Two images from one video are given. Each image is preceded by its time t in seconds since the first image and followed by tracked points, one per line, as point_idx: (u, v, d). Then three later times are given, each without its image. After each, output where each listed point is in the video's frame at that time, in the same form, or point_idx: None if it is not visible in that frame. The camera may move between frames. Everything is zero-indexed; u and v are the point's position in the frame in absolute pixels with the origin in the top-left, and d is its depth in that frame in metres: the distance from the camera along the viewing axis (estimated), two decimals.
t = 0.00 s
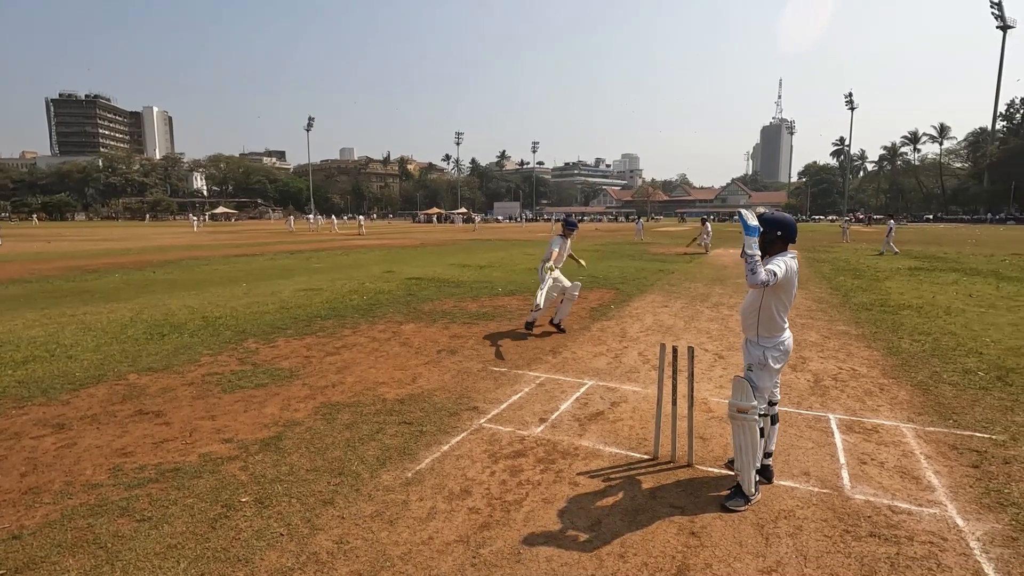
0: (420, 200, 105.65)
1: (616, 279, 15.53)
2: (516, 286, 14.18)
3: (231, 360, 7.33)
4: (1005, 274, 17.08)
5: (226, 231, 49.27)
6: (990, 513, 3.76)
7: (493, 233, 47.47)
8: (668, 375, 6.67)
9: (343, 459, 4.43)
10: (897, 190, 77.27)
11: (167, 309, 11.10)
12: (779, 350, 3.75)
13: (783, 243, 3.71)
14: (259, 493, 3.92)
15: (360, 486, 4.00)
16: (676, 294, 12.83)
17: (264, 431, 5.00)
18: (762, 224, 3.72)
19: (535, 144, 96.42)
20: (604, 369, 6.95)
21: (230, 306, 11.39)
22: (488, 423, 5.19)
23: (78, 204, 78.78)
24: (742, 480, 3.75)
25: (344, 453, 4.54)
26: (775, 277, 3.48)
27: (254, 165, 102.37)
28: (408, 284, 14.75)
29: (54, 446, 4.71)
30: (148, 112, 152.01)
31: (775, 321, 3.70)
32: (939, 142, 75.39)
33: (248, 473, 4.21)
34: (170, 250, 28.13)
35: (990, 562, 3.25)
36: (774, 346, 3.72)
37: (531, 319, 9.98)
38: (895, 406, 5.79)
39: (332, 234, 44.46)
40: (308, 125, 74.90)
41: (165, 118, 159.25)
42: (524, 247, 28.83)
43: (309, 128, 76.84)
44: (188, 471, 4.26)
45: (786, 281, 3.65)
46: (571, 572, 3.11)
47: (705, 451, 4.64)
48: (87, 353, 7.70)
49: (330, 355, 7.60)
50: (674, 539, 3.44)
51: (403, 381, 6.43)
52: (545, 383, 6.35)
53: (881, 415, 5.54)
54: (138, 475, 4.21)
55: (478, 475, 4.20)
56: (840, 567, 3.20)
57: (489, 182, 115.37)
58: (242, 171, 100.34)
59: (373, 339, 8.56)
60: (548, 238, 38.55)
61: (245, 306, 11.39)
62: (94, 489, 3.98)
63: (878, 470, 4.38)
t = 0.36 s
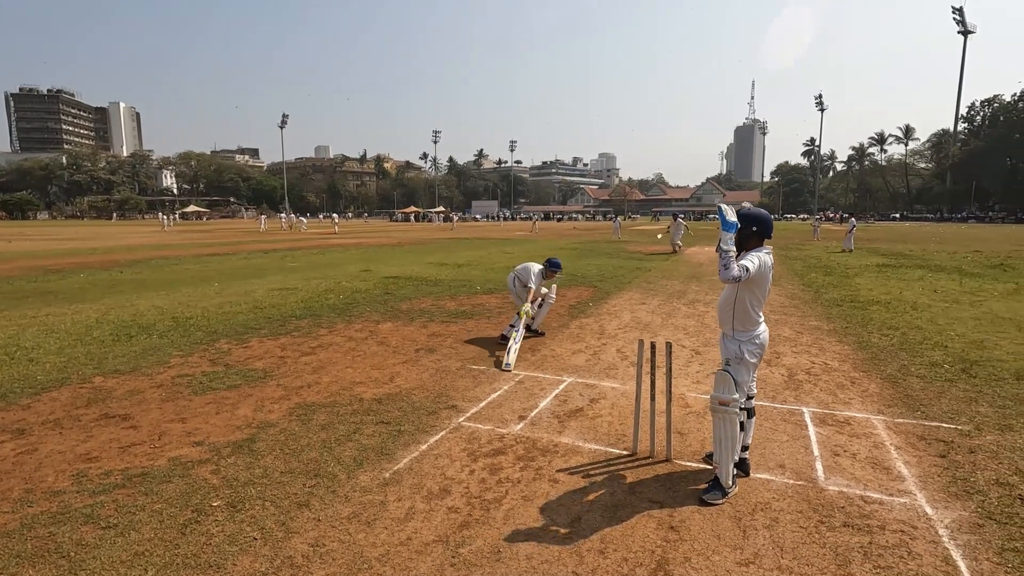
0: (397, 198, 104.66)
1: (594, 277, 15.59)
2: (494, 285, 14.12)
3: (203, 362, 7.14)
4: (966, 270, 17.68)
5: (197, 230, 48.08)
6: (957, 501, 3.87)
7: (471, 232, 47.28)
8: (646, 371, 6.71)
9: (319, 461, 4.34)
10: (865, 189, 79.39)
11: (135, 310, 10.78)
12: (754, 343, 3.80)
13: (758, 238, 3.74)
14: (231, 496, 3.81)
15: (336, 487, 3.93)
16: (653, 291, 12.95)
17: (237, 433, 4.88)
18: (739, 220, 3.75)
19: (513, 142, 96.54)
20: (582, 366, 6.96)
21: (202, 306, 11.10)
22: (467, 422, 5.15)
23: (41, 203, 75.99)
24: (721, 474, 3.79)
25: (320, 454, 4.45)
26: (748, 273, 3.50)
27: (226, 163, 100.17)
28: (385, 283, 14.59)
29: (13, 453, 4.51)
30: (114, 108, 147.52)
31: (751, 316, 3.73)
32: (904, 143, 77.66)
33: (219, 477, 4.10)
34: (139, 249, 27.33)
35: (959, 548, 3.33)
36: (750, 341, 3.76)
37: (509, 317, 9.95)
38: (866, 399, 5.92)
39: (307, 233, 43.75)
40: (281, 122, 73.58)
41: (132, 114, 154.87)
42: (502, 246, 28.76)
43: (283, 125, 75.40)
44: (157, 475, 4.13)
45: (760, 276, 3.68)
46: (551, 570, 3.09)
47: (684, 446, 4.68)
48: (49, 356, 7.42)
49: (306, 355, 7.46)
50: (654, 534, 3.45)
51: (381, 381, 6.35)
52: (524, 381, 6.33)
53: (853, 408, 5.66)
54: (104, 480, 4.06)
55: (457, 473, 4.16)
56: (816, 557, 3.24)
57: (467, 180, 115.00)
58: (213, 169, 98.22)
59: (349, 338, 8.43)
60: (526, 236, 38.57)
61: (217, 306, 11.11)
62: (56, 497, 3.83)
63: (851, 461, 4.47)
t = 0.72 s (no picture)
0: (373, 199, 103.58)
1: (574, 277, 15.65)
2: (475, 285, 14.07)
3: (179, 366, 6.97)
4: (932, 269, 18.26)
5: (166, 231, 46.86)
6: (933, 492, 4.00)
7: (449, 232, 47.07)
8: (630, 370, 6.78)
9: (305, 466, 4.27)
10: (833, 190, 81.48)
11: (105, 313, 10.46)
12: (740, 343, 3.87)
13: (742, 240, 3.82)
14: (215, 504, 3.73)
15: (323, 493, 3.88)
16: (632, 290, 13.08)
17: (218, 439, 4.77)
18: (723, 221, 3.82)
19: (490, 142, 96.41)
20: (566, 366, 6.99)
21: (175, 309, 10.83)
22: (454, 424, 5.13)
23: None
24: (706, 470, 3.84)
25: (305, 459, 4.38)
26: (733, 275, 3.57)
27: (196, 162, 97.82)
28: (365, 284, 14.42)
29: None
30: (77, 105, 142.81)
31: (736, 316, 3.80)
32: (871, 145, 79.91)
33: (201, 484, 4.00)
34: (106, 251, 26.51)
35: (936, 538, 3.44)
36: (736, 340, 3.83)
37: (491, 317, 9.93)
38: (842, 395, 6.08)
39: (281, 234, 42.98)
40: (253, 120, 72.14)
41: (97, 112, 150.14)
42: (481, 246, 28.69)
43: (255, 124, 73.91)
44: (136, 484, 4.01)
45: (745, 277, 3.76)
46: (544, 570, 3.10)
47: (669, 444, 4.74)
48: (15, 363, 7.15)
49: (286, 358, 7.33)
50: (643, 532, 3.49)
51: (365, 384, 6.27)
52: (508, 382, 6.33)
53: (831, 403, 5.80)
54: (80, 491, 3.93)
55: (446, 476, 4.14)
56: (801, 551, 3.32)
57: (444, 180, 114.49)
58: (183, 168, 95.93)
59: (331, 341, 8.32)
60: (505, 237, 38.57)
61: (191, 309, 10.85)
62: (29, 509, 3.69)
63: (831, 455, 4.58)
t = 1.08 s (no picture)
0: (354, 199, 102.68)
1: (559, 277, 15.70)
2: (460, 286, 14.04)
3: (161, 370, 6.81)
4: (906, 268, 18.72)
5: (141, 232, 45.77)
6: (918, 485, 4.10)
7: (431, 232, 46.89)
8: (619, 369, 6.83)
9: (297, 469, 4.21)
10: (809, 191, 83.08)
11: (81, 316, 10.20)
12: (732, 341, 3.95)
13: (734, 241, 3.91)
14: (205, 509, 3.65)
15: (317, 496, 3.83)
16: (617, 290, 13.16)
17: (206, 443, 4.68)
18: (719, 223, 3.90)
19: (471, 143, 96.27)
20: (555, 365, 7.01)
21: (155, 311, 10.60)
22: (446, 425, 5.10)
23: None
24: (700, 468, 3.88)
25: (296, 462, 4.32)
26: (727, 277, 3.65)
27: (171, 162, 95.81)
28: (348, 285, 14.28)
29: None
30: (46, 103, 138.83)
31: (729, 315, 3.88)
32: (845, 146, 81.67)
33: (190, 490, 3.92)
34: (79, 252, 25.80)
35: (923, 529, 3.53)
36: (729, 338, 3.90)
37: (478, 318, 9.92)
38: (827, 391, 6.19)
39: (260, 234, 42.28)
40: (230, 119, 70.97)
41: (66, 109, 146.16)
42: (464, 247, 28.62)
43: (232, 123, 72.50)
44: (122, 491, 3.91)
45: (736, 277, 3.84)
46: (544, 569, 3.10)
47: (661, 441, 4.79)
48: None
49: (272, 360, 7.23)
50: (640, 529, 3.51)
51: (354, 385, 6.21)
52: (499, 382, 6.32)
53: (816, 399, 5.91)
54: (64, 499, 3.81)
55: (441, 477, 4.12)
56: (795, 544, 3.37)
57: (425, 181, 113.96)
58: (158, 168, 93.98)
59: (317, 342, 8.23)
60: (488, 237, 38.54)
61: (171, 311, 10.62)
62: (11, 518, 3.57)
63: (819, 450, 4.67)
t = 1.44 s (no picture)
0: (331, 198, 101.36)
1: (540, 277, 15.65)
2: (441, 286, 13.89)
3: (131, 375, 6.55)
4: (879, 266, 19.15)
5: (109, 232, 44.41)
6: (904, 483, 4.12)
7: (410, 232, 46.47)
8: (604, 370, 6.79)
9: (275, 479, 4.05)
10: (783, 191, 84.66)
11: (45, 319, 9.79)
12: (725, 340, 3.92)
13: (724, 238, 3.90)
14: (179, 523, 3.48)
15: (297, 506, 3.68)
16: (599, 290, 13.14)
17: (179, 452, 4.48)
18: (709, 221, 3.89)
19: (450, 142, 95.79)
20: (540, 366, 6.94)
21: (125, 314, 10.23)
22: (431, 429, 4.98)
23: None
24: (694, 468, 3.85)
25: (275, 471, 4.16)
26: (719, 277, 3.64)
27: (141, 160, 93.33)
28: (327, 285, 14.01)
29: None
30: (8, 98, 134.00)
31: (722, 314, 3.87)
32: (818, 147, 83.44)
33: (163, 502, 3.74)
34: (44, 253, 24.88)
35: (912, 528, 3.54)
36: (722, 337, 3.87)
37: (461, 318, 9.79)
38: (810, 389, 6.23)
39: (234, 234, 41.38)
40: (203, 116, 69.44)
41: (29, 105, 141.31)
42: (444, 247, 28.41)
43: (204, 121, 70.87)
44: (88, 505, 3.70)
45: (726, 275, 3.84)
46: None
47: (649, 443, 4.74)
48: None
49: (248, 364, 7.01)
50: (632, 534, 3.45)
51: (334, 389, 6.04)
52: (483, 384, 6.22)
53: (800, 398, 5.94)
54: (25, 515, 3.59)
55: (426, 483, 4.01)
56: (787, 547, 3.34)
57: (404, 180, 113.02)
58: (127, 167, 91.50)
59: (295, 345, 8.01)
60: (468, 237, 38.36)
61: (141, 314, 10.26)
62: None
63: (806, 450, 4.67)
